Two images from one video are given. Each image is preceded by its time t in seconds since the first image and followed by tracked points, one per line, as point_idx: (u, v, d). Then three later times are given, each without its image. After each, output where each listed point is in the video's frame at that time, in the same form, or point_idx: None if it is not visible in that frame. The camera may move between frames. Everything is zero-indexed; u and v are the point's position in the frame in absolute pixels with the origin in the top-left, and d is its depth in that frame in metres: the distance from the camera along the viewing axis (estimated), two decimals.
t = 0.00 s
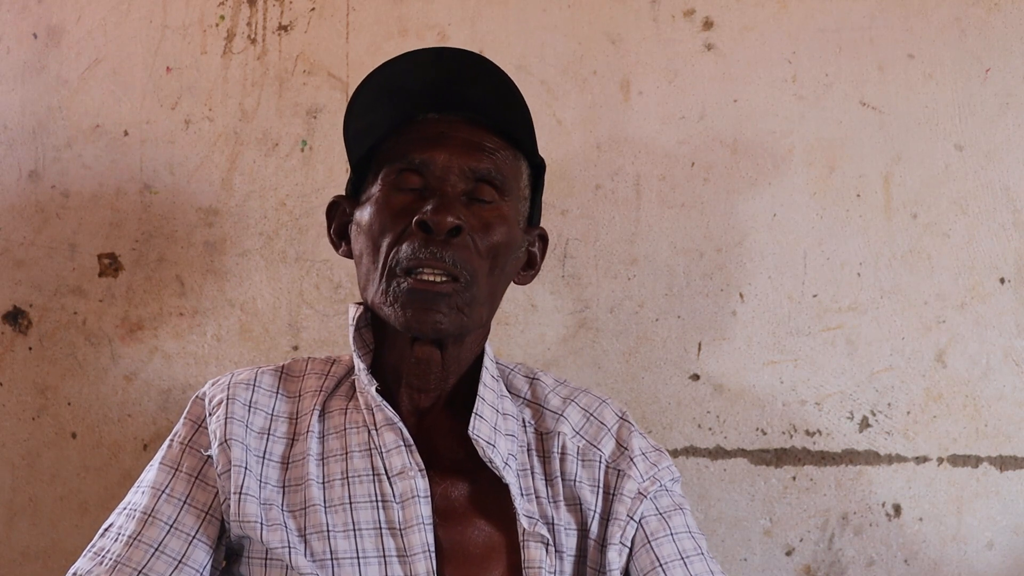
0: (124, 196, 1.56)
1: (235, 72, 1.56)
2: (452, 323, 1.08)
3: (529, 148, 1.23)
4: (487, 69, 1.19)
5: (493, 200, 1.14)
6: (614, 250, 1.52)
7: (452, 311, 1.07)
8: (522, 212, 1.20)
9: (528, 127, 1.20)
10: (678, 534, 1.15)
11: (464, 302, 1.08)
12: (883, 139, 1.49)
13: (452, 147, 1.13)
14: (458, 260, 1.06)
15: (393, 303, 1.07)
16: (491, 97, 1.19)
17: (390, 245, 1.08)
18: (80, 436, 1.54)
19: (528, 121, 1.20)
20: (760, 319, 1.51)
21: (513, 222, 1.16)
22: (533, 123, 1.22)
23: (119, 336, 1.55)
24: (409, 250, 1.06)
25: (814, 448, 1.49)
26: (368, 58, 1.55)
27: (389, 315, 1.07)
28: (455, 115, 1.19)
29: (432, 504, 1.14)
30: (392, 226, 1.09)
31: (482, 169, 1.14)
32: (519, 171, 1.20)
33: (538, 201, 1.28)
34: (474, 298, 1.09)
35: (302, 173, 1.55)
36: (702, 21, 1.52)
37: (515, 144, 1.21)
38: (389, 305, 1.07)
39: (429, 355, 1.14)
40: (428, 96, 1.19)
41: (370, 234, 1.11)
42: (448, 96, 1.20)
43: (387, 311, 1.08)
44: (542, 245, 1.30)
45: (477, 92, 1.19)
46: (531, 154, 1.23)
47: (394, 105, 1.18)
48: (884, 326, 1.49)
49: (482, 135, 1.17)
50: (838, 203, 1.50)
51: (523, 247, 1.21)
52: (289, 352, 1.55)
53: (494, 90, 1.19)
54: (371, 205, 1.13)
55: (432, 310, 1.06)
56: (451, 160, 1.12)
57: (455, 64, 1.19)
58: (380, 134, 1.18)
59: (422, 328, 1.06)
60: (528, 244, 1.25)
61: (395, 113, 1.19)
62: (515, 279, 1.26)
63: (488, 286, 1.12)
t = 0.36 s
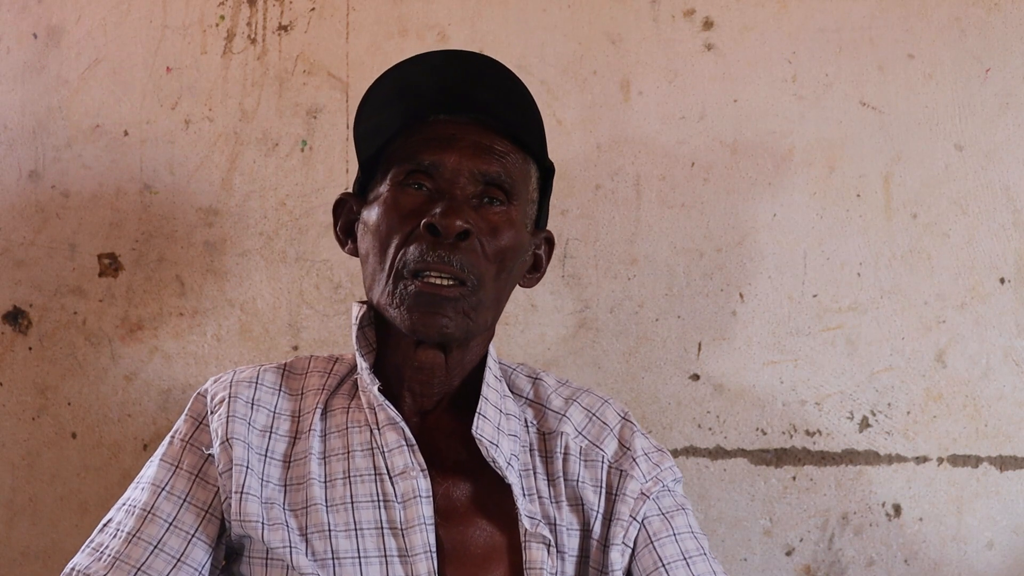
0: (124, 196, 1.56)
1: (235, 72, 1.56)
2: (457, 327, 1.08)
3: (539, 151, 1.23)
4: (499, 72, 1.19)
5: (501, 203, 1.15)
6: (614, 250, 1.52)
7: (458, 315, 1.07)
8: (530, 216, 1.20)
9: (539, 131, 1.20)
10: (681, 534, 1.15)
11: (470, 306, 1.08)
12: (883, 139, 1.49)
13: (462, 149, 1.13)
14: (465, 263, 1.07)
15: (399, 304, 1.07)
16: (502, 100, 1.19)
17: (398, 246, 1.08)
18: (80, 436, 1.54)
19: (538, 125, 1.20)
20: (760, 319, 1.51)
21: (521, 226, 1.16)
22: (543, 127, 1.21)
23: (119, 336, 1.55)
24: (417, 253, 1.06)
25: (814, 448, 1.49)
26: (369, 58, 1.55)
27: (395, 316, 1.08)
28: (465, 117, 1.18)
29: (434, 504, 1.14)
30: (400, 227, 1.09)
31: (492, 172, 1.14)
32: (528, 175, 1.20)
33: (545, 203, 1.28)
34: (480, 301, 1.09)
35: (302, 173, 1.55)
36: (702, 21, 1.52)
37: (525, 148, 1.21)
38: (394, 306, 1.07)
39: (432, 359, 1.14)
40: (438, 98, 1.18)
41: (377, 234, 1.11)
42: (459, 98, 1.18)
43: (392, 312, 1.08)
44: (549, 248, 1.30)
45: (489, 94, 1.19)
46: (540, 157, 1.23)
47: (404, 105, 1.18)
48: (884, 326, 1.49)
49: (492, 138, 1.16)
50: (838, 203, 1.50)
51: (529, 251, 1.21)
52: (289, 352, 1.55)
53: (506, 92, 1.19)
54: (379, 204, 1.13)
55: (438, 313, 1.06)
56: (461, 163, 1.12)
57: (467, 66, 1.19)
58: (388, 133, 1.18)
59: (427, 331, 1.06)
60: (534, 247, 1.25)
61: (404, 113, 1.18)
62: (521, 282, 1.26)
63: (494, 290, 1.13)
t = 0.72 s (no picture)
0: (124, 196, 1.56)
1: (235, 72, 1.56)
2: (463, 329, 1.08)
3: (547, 155, 1.23)
4: (510, 75, 1.19)
5: (510, 206, 1.14)
6: (614, 250, 1.52)
7: (464, 317, 1.07)
8: (537, 220, 1.20)
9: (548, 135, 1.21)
10: (683, 535, 1.15)
11: (476, 309, 1.08)
12: (883, 139, 1.49)
13: (473, 152, 1.13)
14: (473, 266, 1.06)
15: (405, 305, 1.06)
16: (512, 102, 1.19)
17: (406, 246, 1.08)
18: (80, 436, 1.54)
19: (547, 129, 1.21)
20: (760, 319, 1.50)
21: (529, 230, 1.16)
22: (552, 130, 1.22)
23: (119, 336, 1.55)
24: (425, 254, 1.06)
25: (814, 448, 1.49)
26: (369, 58, 1.55)
27: (401, 317, 1.07)
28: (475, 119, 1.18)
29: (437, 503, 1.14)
30: (408, 228, 1.08)
31: (502, 176, 1.13)
32: (537, 179, 1.20)
33: (552, 207, 1.28)
34: (486, 304, 1.09)
35: (302, 173, 1.55)
36: (702, 21, 1.52)
37: (534, 151, 1.21)
38: (400, 307, 1.07)
39: (437, 360, 1.15)
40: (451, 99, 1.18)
41: (384, 234, 1.11)
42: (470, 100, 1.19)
43: (398, 313, 1.07)
44: (554, 252, 1.30)
45: (500, 98, 1.19)
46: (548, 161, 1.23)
47: (414, 105, 1.18)
48: (884, 326, 1.49)
49: (503, 141, 1.16)
50: (838, 203, 1.50)
51: (535, 255, 1.21)
52: (288, 351, 1.55)
53: (517, 95, 1.19)
54: (387, 204, 1.13)
55: (444, 315, 1.06)
56: (471, 165, 1.12)
57: (478, 69, 1.19)
58: (397, 133, 1.18)
59: (433, 333, 1.06)
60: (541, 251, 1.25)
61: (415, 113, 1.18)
62: (526, 285, 1.26)
63: (500, 293, 1.13)
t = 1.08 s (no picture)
0: (124, 196, 1.56)
1: (235, 72, 1.56)
2: (461, 329, 1.08)
3: (545, 154, 1.23)
4: (508, 74, 1.19)
5: (508, 206, 1.14)
6: (614, 250, 1.52)
7: (462, 316, 1.07)
8: (535, 219, 1.20)
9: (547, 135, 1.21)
10: (682, 534, 1.15)
11: (474, 309, 1.08)
12: (883, 139, 1.49)
13: (470, 151, 1.13)
14: (471, 266, 1.06)
15: (404, 305, 1.06)
16: (511, 102, 1.19)
17: (404, 246, 1.08)
18: (80, 436, 1.54)
19: (545, 128, 1.21)
20: (760, 319, 1.51)
21: (527, 230, 1.16)
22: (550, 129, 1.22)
23: (119, 336, 1.55)
24: (423, 254, 1.06)
25: (814, 448, 1.49)
26: (369, 58, 1.55)
27: (399, 318, 1.07)
28: (473, 119, 1.18)
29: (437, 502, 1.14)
30: (406, 228, 1.08)
31: (500, 175, 1.13)
32: (535, 178, 1.20)
33: (551, 206, 1.28)
34: (485, 304, 1.09)
35: (302, 173, 1.55)
36: (702, 21, 1.52)
37: (532, 150, 1.21)
38: (399, 308, 1.07)
39: (436, 359, 1.15)
40: (450, 99, 1.19)
41: (382, 234, 1.11)
42: (468, 101, 1.19)
43: (397, 313, 1.07)
44: (553, 252, 1.30)
45: (499, 98, 1.19)
46: (547, 160, 1.23)
47: (413, 105, 1.18)
48: (884, 326, 1.49)
49: (501, 141, 1.16)
50: (838, 203, 1.50)
51: (534, 255, 1.21)
52: (288, 351, 1.55)
53: (516, 95, 1.19)
54: (386, 205, 1.13)
55: (442, 315, 1.06)
56: (469, 165, 1.12)
57: (477, 69, 1.19)
58: (395, 133, 1.18)
59: (431, 333, 1.06)
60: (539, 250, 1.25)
61: (414, 113, 1.18)
62: (525, 284, 1.26)
63: (499, 292, 1.13)
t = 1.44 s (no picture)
0: (124, 196, 1.56)
1: (235, 72, 1.56)
2: (462, 328, 1.07)
3: (546, 154, 1.23)
4: (508, 75, 1.19)
5: (509, 206, 1.14)
6: (614, 250, 1.52)
7: (463, 316, 1.07)
8: (536, 219, 1.20)
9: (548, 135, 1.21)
10: (682, 535, 1.15)
11: (475, 308, 1.08)
12: (883, 139, 1.49)
13: (471, 151, 1.13)
14: (472, 265, 1.06)
15: (405, 305, 1.06)
16: (512, 103, 1.19)
17: (405, 246, 1.08)
18: (80, 436, 1.54)
19: (546, 128, 1.21)
20: (760, 320, 1.51)
21: (528, 229, 1.16)
22: (551, 129, 1.22)
23: (119, 336, 1.55)
24: (424, 253, 1.05)
25: (814, 448, 1.49)
26: (369, 58, 1.55)
27: (400, 317, 1.07)
28: (475, 118, 1.18)
29: (437, 504, 1.14)
30: (407, 227, 1.08)
31: (501, 175, 1.13)
32: (536, 178, 1.20)
33: (552, 206, 1.28)
34: (486, 304, 1.09)
35: (302, 173, 1.55)
36: (702, 21, 1.52)
37: (533, 150, 1.21)
38: (400, 307, 1.07)
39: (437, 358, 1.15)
40: (452, 99, 1.18)
41: (383, 233, 1.11)
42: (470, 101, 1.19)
43: (398, 312, 1.07)
44: (553, 251, 1.30)
45: (501, 97, 1.19)
46: (548, 160, 1.23)
47: (414, 105, 1.18)
48: (884, 326, 1.49)
49: (501, 140, 1.16)
50: (838, 203, 1.50)
51: (535, 255, 1.21)
52: (288, 351, 1.55)
53: (517, 96, 1.19)
54: (387, 204, 1.13)
55: (443, 314, 1.06)
56: (470, 165, 1.12)
57: (479, 68, 1.19)
58: (395, 134, 1.18)
59: (432, 333, 1.06)
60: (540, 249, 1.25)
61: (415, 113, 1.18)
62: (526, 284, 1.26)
63: (499, 292, 1.13)
